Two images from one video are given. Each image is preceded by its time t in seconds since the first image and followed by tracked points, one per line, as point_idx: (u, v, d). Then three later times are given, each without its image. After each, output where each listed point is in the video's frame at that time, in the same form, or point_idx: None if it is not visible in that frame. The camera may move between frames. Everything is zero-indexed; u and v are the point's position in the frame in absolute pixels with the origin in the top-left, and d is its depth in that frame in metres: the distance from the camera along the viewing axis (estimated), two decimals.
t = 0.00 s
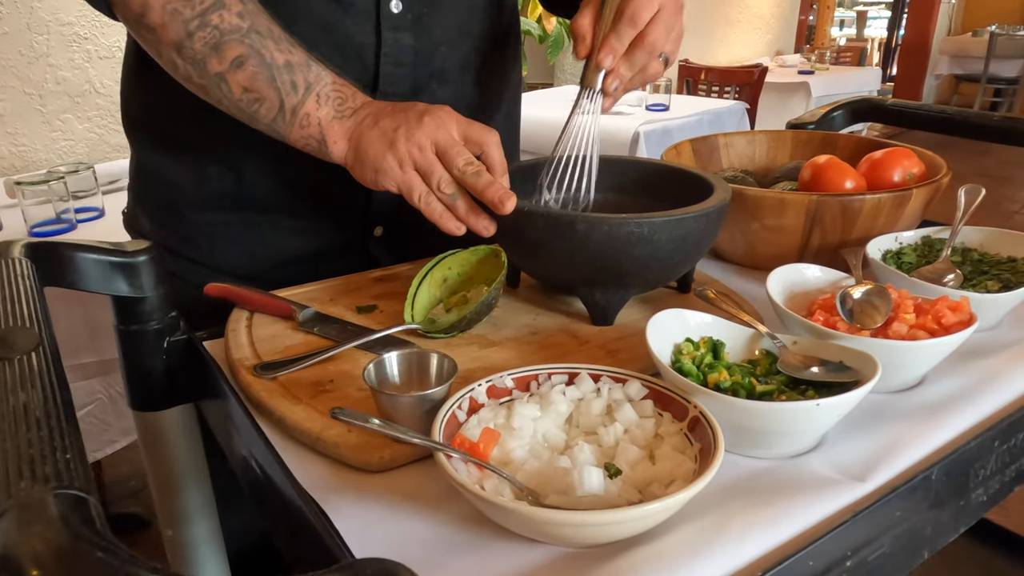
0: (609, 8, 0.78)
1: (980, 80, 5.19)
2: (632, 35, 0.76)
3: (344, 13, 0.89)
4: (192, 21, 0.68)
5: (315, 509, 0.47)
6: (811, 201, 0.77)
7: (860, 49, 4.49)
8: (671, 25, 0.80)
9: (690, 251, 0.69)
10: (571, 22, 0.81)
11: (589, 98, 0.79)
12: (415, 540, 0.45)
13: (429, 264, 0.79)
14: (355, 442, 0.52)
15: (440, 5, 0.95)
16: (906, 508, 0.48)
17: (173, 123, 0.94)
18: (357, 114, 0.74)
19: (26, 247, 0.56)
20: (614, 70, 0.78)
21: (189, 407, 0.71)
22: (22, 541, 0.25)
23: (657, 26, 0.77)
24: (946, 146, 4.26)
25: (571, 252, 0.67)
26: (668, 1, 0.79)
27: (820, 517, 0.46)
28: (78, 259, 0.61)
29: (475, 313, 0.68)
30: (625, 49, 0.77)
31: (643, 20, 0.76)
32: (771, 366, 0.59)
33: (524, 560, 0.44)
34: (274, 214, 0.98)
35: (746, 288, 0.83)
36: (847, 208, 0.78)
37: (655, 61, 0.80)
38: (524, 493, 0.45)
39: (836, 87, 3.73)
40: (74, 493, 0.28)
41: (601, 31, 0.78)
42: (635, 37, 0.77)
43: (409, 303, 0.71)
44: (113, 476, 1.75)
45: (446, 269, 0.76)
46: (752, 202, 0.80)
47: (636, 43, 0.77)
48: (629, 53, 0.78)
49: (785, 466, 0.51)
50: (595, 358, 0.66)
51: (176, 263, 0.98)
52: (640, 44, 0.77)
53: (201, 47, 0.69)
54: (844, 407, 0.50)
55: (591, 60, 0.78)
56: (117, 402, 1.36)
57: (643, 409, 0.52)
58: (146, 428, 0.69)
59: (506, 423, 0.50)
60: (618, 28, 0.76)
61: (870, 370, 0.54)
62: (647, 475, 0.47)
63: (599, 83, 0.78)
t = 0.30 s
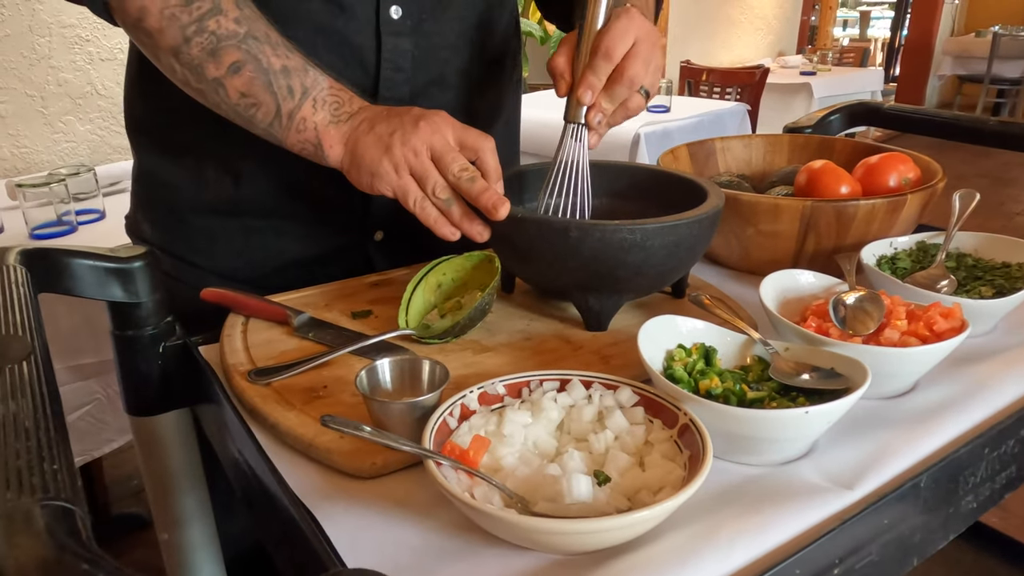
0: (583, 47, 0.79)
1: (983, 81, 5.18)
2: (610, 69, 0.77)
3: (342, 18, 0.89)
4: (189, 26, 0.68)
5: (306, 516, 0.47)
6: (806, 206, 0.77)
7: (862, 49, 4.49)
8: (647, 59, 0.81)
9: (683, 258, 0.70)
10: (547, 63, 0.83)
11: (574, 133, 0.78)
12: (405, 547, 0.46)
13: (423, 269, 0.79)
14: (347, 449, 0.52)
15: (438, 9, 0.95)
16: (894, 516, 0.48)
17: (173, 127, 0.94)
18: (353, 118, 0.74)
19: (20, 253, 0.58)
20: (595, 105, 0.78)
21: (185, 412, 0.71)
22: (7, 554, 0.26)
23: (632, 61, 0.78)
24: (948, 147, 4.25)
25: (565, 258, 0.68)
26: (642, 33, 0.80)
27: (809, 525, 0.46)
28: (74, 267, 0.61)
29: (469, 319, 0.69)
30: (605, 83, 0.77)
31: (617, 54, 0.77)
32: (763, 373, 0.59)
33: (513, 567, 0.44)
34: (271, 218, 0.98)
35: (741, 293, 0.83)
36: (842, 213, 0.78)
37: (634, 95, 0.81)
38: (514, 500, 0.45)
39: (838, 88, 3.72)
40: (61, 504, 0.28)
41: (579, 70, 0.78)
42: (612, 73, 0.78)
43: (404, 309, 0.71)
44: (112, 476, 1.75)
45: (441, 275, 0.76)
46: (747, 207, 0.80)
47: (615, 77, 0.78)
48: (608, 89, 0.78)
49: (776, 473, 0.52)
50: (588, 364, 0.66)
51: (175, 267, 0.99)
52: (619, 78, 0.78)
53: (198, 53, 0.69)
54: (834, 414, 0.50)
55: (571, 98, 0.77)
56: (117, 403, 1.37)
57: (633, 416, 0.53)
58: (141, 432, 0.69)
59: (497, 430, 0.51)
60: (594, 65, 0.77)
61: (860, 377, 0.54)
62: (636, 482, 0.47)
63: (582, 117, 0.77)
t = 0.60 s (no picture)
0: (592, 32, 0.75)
1: (987, 80, 5.17)
2: (619, 54, 0.74)
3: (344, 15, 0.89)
4: (189, 22, 0.68)
5: (304, 514, 0.47)
6: (807, 204, 0.77)
7: (866, 48, 4.48)
8: (658, 39, 0.77)
9: (683, 255, 0.69)
10: (555, 53, 0.81)
11: (586, 125, 0.77)
12: (403, 545, 0.46)
13: (423, 267, 0.79)
14: (345, 446, 0.53)
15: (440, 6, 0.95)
16: (894, 515, 0.48)
17: (176, 125, 0.94)
18: (353, 114, 0.73)
19: (20, 251, 0.58)
20: (607, 92, 0.75)
21: (185, 410, 0.71)
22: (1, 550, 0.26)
23: (642, 43, 0.75)
24: (952, 146, 4.24)
25: (565, 256, 0.67)
26: (652, 14, 0.76)
27: (807, 524, 0.46)
28: (74, 264, 0.61)
29: (469, 317, 0.69)
30: (615, 69, 0.74)
31: (627, 39, 0.74)
32: (763, 371, 0.59)
33: (510, 565, 0.44)
34: (272, 215, 0.98)
35: (741, 291, 0.83)
36: (843, 211, 0.78)
37: (647, 78, 0.77)
38: (512, 498, 0.45)
39: (841, 87, 3.72)
40: (56, 501, 0.28)
41: (587, 56, 0.75)
42: (622, 57, 0.74)
43: (404, 307, 0.71)
44: (115, 474, 1.76)
45: (441, 273, 0.76)
46: (748, 206, 0.80)
47: (625, 63, 0.74)
48: (619, 73, 0.75)
49: (775, 472, 0.51)
50: (587, 362, 0.66)
51: (176, 266, 0.99)
52: (629, 63, 0.74)
53: (198, 48, 0.69)
54: (833, 413, 0.50)
55: (582, 85, 0.75)
56: (119, 402, 1.37)
57: (632, 414, 0.53)
58: (142, 431, 0.69)
59: (496, 428, 0.51)
60: (604, 49, 0.73)
61: (860, 376, 0.54)
62: (635, 480, 0.47)
63: (594, 106, 0.75)
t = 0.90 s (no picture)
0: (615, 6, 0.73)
1: (992, 77, 5.15)
2: (645, 24, 0.73)
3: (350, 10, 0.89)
4: (195, 16, 0.68)
5: (311, 511, 0.47)
6: (813, 201, 0.77)
7: (870, 45, 4.46)
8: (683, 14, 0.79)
9: (690, 253, 0.69)
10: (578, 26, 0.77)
11: (608, 97, 0.75)
12: (410, 543, 0.45)
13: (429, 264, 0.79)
14: (352, 443, 0.52)
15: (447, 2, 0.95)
16: (903, 514, 0.48)
17: (183, 121, 0.94)
18: (359, 106, 0.73)
19: (26, 248, 0.57)
20: (632, 65, 0.75)
21: (189, 406, 0.71)
22: (10, 545, 0.25)
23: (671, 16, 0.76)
24: (957, 144, 4.22)
25: (571, 253, 0.67)
26: None
27: (816, 522, 0.46)
28: (80, 260, 0.61)
29: (475, 314, 0.68)
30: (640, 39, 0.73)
31: (653, 10, 0.74)
32: (770, 369, 0.59)
33: (518, 564, 0.44)
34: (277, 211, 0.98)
35: (748, 289, 0.83)
36: (850, 208, 0.77)
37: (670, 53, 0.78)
38: (519, 496, 0.45)
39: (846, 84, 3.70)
40: (65, 498, 0.28)
41: (611, 26, 0.73)
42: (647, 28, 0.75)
43: (409, 304, 0.71)
44: (119, 471, 1.76)
45: (446, 269, 0.76)
46: (755, 203, 0.80)
47: (653, 33, 0.75)
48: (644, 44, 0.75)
49: (783, 470, 0.51)
50: (594, 359, 0.66)
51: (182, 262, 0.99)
52: (656, 33, 0.75)
53: (204, 42, 0.69)
54: (842, 411, 0.50)
55: (605, 58, 0.73)
56: (125, 399, 1.37)
57: (639, 412, 0.52)
58: (147, 427, 0.70)
59: (502, 425, 0.50)
60: (629, 21, 0.72)
61: (868, 374, 0.53)
62: (643, 478, 0.47)
63: (616, 80, 0.73)
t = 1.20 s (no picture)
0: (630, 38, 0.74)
1: (995, 74, 5.13)
2: (660, 59, 0.73)
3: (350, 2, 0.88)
4: (195, 6, 0.68)
5: (307, 507, 0.47)
6: (816, 196, 0.76)
7: (873, 42, 4.44)
8: (696, 38, 0.78)
9: (691, 248, 0.68)
10: (594, 57, 0.79)
11: (627, 127, 0.74)
12: (408, 539, 0.45)
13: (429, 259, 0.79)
14: (349, 439, 0.52)
15: None
16: (906, 511, 0.47)
17: (184, 114, 0.94)
18: (361, 97, 0.73)
19: (22, 241, 0.57)
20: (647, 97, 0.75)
21: (188, 402, 0.71)
22: None
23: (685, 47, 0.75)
24: (960, 141, 4.21)
25: (572, 248, 0.67)
26: (690, 16, 0.77)
27: (818, 519, 0.45)
28: (76, 255, 0.61)
29: (474, 309, 0.68)
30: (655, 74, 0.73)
31: (667, 44, 0.74)
32: (773, 365, 0.58)
33: (517, 561, 0.43)
34: (277, 206, 0.97)
35: (750, 285, 0.82)
36: (853, 203, 0.77)
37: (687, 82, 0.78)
38: (518, 492, 0.44)
39: (848, 80, 3.69)
40: (53, 493, 0.28)
41: (626, 61, 0.74)
42: (664, 62, 0.75)
43: (408, 299, 0.71)
44: (119, 468, 1.76)
45: (446, 264, 0.75)
46: (757, 198, 0.79)
47: (669, 66, 0.75)
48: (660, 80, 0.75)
49: (785, 467, 0.51)
50: (594, 355, 0.65)
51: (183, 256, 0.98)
52: (672, 67, 0.75)
53: (205, 33, 0.69)
54: (845, 407, 0.49)
55: (622, 91, 0.74)
56: (124, 395, 1.36)
57: (640, 408, 0.52)
58: (145, 423, 0.69)
59: (501, 421, 0.50)
60: (645, 56, 0.73)
61: (872, 369, 0.53)
62: (643, 475, 0.46)
63: (634, 111, 0.73)
